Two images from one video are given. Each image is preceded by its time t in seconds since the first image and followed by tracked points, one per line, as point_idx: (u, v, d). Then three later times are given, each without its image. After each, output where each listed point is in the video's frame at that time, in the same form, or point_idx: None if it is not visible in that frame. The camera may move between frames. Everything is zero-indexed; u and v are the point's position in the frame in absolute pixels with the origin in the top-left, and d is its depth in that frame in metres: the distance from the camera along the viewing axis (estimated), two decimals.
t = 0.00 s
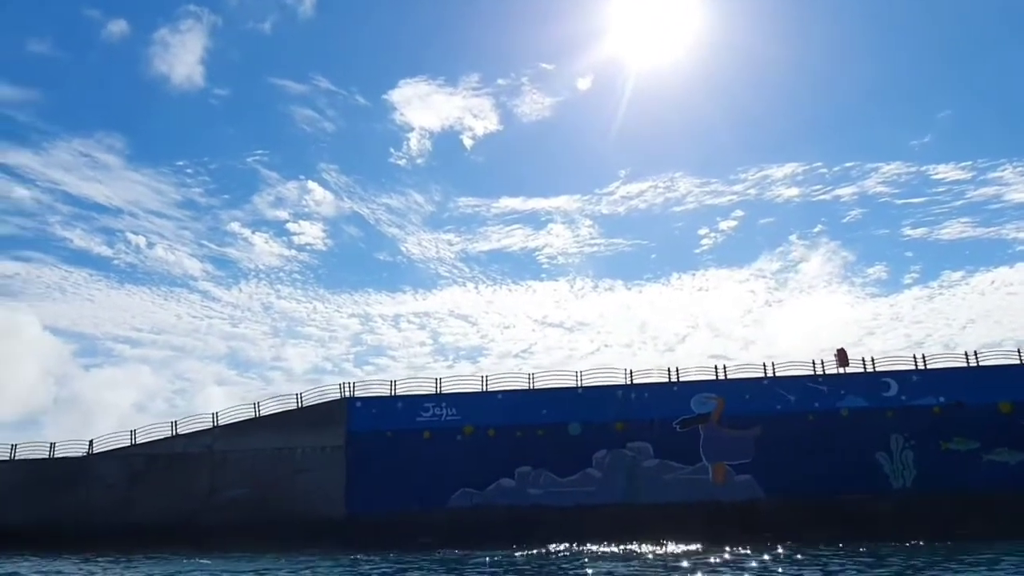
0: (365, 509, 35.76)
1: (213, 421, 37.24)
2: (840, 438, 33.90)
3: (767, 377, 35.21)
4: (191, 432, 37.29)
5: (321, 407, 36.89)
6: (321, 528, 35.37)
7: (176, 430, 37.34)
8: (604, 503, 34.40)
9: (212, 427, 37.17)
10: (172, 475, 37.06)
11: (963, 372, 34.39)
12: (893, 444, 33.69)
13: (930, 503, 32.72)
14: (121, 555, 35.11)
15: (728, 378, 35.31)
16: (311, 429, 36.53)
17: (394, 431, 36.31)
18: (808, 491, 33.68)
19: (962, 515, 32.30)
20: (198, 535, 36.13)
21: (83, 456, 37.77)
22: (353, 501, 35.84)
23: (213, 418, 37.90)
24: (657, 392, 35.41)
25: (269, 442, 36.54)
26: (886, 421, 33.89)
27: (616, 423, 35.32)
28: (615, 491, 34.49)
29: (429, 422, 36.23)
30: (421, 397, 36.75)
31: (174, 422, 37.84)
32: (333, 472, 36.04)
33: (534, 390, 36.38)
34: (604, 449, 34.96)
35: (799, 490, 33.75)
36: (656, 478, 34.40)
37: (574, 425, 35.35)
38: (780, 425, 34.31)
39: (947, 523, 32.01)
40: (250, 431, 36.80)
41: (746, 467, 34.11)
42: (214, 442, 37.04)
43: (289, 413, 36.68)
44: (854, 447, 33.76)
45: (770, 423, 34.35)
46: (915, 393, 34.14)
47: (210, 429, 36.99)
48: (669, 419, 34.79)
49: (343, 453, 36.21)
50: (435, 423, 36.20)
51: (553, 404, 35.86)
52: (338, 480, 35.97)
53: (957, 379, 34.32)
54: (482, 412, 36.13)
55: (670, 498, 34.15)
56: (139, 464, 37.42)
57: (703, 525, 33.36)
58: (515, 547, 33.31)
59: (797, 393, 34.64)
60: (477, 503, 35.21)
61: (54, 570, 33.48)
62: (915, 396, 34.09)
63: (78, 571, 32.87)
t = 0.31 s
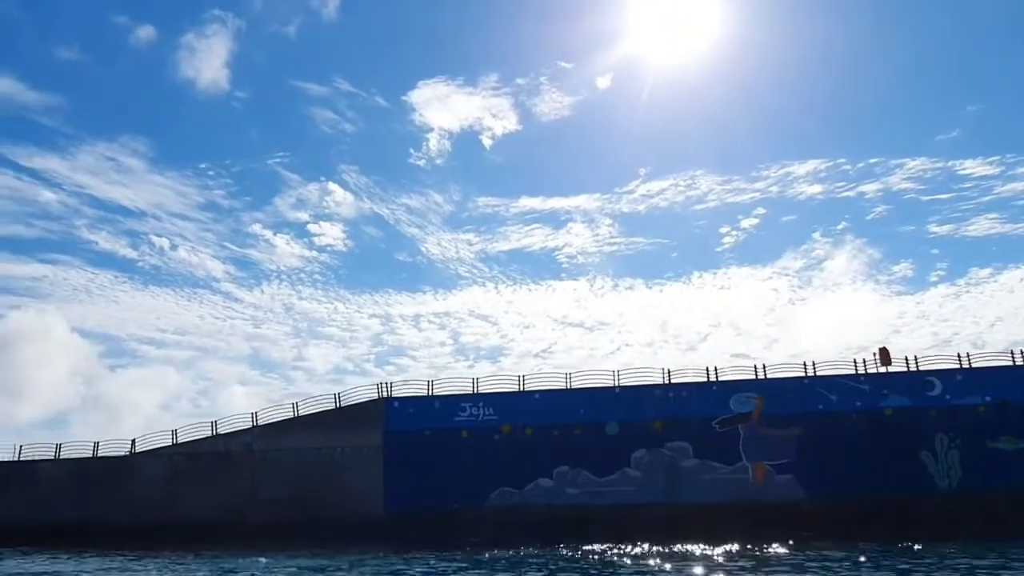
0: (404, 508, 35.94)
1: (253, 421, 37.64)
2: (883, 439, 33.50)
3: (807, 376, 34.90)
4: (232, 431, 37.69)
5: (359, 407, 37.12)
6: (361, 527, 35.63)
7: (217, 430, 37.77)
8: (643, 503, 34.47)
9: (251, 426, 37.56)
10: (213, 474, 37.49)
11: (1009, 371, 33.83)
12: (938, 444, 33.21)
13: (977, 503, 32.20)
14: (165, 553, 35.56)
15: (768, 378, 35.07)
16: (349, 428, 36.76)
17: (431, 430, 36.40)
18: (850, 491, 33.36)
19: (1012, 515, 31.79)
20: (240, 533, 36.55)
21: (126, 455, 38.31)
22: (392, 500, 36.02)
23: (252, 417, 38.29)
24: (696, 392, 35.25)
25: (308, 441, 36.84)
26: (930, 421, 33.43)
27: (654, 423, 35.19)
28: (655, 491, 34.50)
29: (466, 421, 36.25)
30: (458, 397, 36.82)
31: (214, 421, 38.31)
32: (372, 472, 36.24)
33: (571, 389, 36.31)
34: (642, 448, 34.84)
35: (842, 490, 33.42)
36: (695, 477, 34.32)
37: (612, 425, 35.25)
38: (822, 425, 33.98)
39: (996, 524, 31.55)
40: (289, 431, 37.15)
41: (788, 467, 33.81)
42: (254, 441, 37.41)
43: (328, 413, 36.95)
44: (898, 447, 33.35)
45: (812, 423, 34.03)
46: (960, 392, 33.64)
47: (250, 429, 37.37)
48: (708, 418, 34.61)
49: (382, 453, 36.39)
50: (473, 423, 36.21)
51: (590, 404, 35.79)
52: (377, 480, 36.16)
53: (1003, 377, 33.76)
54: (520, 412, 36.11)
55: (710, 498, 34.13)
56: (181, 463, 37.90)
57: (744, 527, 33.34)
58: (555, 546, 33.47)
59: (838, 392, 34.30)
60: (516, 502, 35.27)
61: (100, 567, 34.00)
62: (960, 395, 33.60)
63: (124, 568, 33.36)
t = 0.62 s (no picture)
0: (439, 507, 36.10)
1: (288, 420, 37.93)
2: (924, 439, 33.10)
3: (846, 376, 34.55)
4: (267, 431, 38.03)
5: (393, 407, 37.16)
6: (397, 526, 35.87)
7: (252, 430, 38.14)
8: (679, 503, 34.36)
9: (286, 426, 37.84)
10: (250, 473, 37.89)
11: None
12: (980, 445, 32.76)
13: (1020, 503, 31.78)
14: (204, 551, 36.03)
15: (805, 377, 34.75)
16: (384, 428, 36.89)
17: (466, 430, 36.46)
18: (889, 492, 33.07)
19: None
20: (278, 532, 36.96)
21: (164, 455, 38.85)
22: (427, 500, 36.20)
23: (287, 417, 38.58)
24: (732, 391, 35.01)
25: (343, 441, 37.05)
26: (972, 421, 32.97)
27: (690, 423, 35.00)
28: (691, 491, 34.34)
29: (500, 421, 36.28)
30: (492, 397, 36.83)
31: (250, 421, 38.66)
32: (407, 471, 36.42)
33: (605, 389, 36.20)
34: (678, 448, 34.68)
35: (881, 491, 33.11)
36: (732, 477, 34.13)
37: (647, 425, 35.10)
38: (860, 424, 33.64)
39: None
40: (324, 430, 37.38)
41: (826, 468, 33.53)
42: (290, 440, 37.73)
43: (362, 412, 37.09)
44: (940, 447, 32.93)
45: (850, 422, 33.71)
46: (1003, 391, 33.14)
47: (285, 428, 37.65)
48: (745, 418, 34.39)
49: (417, 452, 36.52)
50: (507, 423, 36.22)
51: (625, 404, 35.63)
52: (412, 479, 36.32)
53: None
54: (554, 412, 36.03)
55: (748, 498, 33.93)
56: (218, 462, 38.36)
57: (781, 527, 33.14)
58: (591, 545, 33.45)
59: (877, 392, 33.92)
60: (551, 502, 35.29)
61: (142, 566, 34.51)
62: (1003, 395, 33.09)
63: (165, 567, 33.84)
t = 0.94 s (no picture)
0: (479, 506, 36.14)
1: (329, 419, 38.31)
2: (973, 439, 32.47)
3: (892, 375, 34.13)
4: (308, 430, 38.42)
5: (433, 406, 37.26)
6: (437, 525, 35.98)
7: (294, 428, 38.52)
8: (722, 503, 33.99)
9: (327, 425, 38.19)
10: (291, 472, 38.25)
11: None
12: None
13: None
14: (247, 548, 36.42)
15: (850, 377, 34.41)
16: (424, 427, 37.02)
17: (505, 429, 36.48)
18: (938, 492, 32.48)
19: None
20: (319, 530, 37.24)
21: (207, 453, 39.37)
22: (467, 499, 36.27)
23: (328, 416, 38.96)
24: (775, 391, 34.80)
25: (384, 440, 37.28)
26: None
27: (732, 422, 34.71)
28: (733, 491, 33.99)
29: (540, 420, 36.30)
30: (532, 396, 36.93)
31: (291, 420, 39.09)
32: (447, 470, 36.51)
33: (645, 388, 36.14)
34: (720, 448, 34.42)
35: (930, 492, 32.53)
36: (776, 478, 33.75)
37: (688, 424, 34.90)
38: (907, 424, 33.13)
39: None
40: (365, 429, 37.67)
41: (872, 468, 33.07)
42: (331, 440, 38.06)
43: (403, 412, 37.30)
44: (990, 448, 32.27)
45: (897, 422, 33.21)
46: None
47: (326, 427, 37.98)
48: (789, 417, 34.05)
49: (456, 451, 36.60)
50: (546, 422, 36.23)
51: (666, 403, 35.59)
52: (452, 478, 36.42)
53: None
54: (594, 411, 36.02)
55: (791, 498, 33.50)
56: (260, 461, 38.79)
57: (827, 528, 32.61)
58: (634, 545, 33.20)
59: (924, 392, 33.39)
60: (591, 501, 35.15)
61: (187, 562, 34.97)
62: None
63: (210, 564, 34.24)
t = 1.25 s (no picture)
0: (529, 505, 36.09)
1: (377, 419, 38.48)
2: None
3: (954, 375, 33.14)
4: (358, 429, 38.68)
5: (482, 406, 37.22)
6: (487, 524, 36.03)
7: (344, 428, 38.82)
8: (778, 505, 33.44)
9: (376, 424, 38.39)
10: (341, 471, 38.58)
11: None
12: None
13: None
14: (301, 546, 36.86)
15: (910, 376, 33.47)
16: (474, 427, 37.05)
17: (555, 429, 36.30)
18: (1003, 493, 31.51)
19: None
20: (370, 528, 37.53)
21: (259, 452, 39.89)
22: (518, 498, 36.22)
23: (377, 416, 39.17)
24: (831, 390, 33.98)
25: (433, 439, 37.41)
26: None
27: (787, 423, 34.11)
28: (789, 492, 33.43)
29: (590, 420, 35.98)
30: (580, 396, 36.56)
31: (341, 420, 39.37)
32: (497, 469, 36.50)
33: (696, 388, 35.50)
34: (775, 449, 33.86)
35: (995, 493, 31.59)
36: (833, 479, 33.12)
37: (742, 425, 34.35)
38: (971, 425, 32.22)
39: None
40: (414, 429, 37.83)
41: (934, 469, 32.24)
42: (380, 439, 38.27)
43: (452, 411, 37.33)
44: None
45: (960, 423, 32.33)
46: None
47: (375, 427, 38.20)
48: (846, 418, 33.34)
49: (506, 451, 36.56)
50: (596, 422, 35.90)
51: (718, 403, 34.95)
52: (503, 477, 36.41)
53: None
54: (644, 411, 35.52)
55: (849, 500, 32.86)
56: (311, 459, 39.20)
57: (887, 530, 31.87)
58: (687, 546, 32.87)
59: (989, 391, 32.41)
60: (643, 501, 34.83)
61: (243, 559, 35.50)
62: None
63: (266, 561, 34.72)
